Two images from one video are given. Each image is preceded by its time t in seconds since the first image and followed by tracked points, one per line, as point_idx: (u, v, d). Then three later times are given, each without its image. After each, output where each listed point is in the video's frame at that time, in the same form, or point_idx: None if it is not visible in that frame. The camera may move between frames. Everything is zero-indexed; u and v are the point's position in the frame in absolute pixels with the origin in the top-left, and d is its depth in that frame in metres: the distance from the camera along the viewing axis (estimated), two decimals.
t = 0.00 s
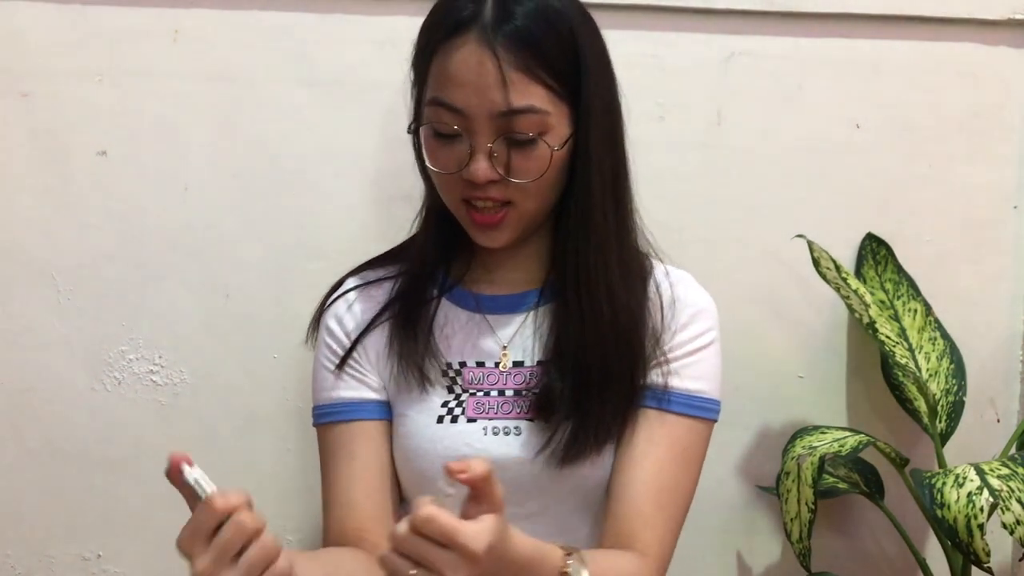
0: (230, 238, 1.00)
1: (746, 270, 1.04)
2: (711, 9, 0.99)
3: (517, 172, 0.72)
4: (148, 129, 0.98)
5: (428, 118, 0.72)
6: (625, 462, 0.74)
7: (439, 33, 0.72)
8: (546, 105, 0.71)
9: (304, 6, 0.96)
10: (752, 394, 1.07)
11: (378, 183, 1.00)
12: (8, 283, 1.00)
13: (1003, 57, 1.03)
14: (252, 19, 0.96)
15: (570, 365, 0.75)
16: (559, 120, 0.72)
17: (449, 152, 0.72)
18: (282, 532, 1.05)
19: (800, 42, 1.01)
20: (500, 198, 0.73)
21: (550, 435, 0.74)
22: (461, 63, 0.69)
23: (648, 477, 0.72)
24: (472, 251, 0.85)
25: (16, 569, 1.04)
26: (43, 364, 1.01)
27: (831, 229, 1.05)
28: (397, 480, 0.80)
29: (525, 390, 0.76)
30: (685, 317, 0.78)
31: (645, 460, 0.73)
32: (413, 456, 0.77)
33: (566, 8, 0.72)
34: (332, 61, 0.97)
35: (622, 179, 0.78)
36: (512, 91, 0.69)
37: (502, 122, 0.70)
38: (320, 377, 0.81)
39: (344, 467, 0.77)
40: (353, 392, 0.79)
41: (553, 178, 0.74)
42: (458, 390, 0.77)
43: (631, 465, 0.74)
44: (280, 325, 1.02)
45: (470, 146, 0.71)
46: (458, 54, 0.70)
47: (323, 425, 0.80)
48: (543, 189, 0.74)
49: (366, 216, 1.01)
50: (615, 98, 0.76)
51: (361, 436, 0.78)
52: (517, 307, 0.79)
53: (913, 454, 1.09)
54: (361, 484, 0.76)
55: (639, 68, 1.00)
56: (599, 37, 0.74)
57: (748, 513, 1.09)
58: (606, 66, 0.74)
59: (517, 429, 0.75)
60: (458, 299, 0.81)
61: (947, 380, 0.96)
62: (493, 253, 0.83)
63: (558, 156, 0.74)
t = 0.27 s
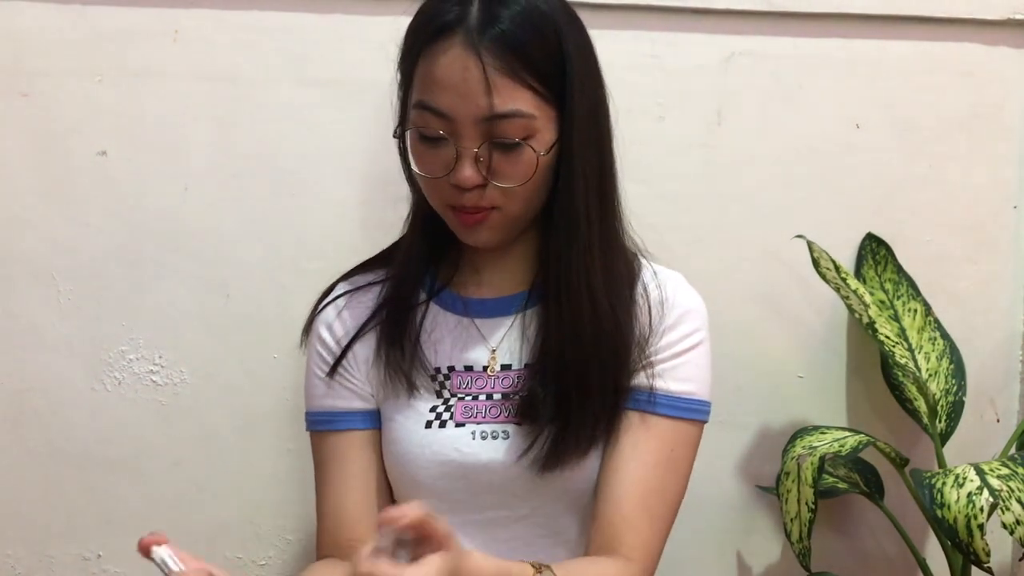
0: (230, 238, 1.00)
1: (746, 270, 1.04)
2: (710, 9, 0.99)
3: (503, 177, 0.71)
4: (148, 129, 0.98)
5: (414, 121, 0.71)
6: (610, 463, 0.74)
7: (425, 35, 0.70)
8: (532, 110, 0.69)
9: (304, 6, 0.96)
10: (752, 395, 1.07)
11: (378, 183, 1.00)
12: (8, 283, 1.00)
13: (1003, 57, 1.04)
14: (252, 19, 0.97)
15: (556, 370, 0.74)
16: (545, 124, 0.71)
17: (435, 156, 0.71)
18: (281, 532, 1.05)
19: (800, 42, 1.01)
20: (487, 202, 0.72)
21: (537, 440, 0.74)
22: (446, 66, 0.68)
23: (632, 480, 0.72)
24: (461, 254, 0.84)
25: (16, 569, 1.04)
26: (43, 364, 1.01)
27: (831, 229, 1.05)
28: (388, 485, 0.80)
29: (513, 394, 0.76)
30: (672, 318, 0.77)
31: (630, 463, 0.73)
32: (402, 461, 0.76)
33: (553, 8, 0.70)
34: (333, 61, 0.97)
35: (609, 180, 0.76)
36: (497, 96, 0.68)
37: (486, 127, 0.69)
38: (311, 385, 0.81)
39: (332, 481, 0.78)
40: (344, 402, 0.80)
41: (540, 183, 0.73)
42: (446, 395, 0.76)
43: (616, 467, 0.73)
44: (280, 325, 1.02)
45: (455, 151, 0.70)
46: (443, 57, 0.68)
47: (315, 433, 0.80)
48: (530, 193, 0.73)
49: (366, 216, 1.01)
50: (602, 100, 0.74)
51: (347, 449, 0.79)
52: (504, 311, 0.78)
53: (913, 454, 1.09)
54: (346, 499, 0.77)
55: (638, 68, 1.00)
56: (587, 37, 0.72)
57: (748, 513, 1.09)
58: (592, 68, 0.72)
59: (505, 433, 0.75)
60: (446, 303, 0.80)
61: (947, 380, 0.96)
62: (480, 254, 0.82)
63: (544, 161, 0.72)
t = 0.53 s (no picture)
0: (230, 238, 1.00)
1: (746, 270, 1.04)
2: (710, 9, 0.99)
3: (492, 176, 0.70)
4: (148, 129, 0.98)
5: (403, 122, 0.71)
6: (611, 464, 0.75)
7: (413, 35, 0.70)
8: (519, 109, 0.69)
9: (304, 6, 0.96)
10: (751, 395, 1.07)
11: (379, 183, 1.01)
12: (8, 283, 1.00)
13: (1003, 57, 1.04)
14: (252, 19, 0.97)
15: (551, 374, 0.74)
16: (534, 123, 0.71)
17: (424, 157, 0.71)
18: (281, 532, 1.05)
19: (799, 42, 1.01)
20: (476, 202, 0.72)
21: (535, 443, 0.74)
22: (434, 66, 0.68)
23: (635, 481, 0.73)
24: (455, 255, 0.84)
25: (16, 569, 1.04)
26: (43, 364, 1.01)
27: (830, 229, 1.05)
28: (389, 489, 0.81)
29: (512, 398, 0.76)
30: (670, 320, 0.77)
31: (631, 468, 0.73)
32: (402, 466, 0.77)
33: (541, 8, 0.70)
34: (332, 62, 0.98)
35: (602, 180, 0.76)
36: (484, 95, 0.68)
37: (475, 127, 0.68)
38: (310, 391, 0.82)
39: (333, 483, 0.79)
40: (343, 406, 0.80)
41: (530, 182, 0.73)
42: (445, 399, 0.76)
43: (618, 469, 0.74)
44: (280, 325, 1.02)
45: (444, 151, 0.70)
46: (430, 57, 0.68)
47: (315, 437, 0.81)
48: (520, 193, 0.73)
49: (366, 216, 1.01)
50: (592, 99, 0.73)
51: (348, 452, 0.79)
52: (502, 314, 0.78)
53: (913, 454, 1.10)
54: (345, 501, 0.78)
55: (638, 68, 1.00)
56: (576, 36, 0.72)
57: (748, 513, 1.09)
58: (582, 67, 0.72)
59: (505, 437, 0.75)
60: (443, 306, 0.80)
61: (947, 380, 0.96)
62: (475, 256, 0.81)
63: (533, 160, 0.72)
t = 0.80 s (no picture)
0: (230, 238, 1.00)
1: (745, 270, 1.05)
2: (709, 9, 0.99)
3: (477, 177, 0.70)
4: (148, 128, 0.98)
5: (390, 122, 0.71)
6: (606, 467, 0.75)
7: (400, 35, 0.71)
8: (503, 108, 0.69)
9: (304, 6, 0.96)
10: (751, 395, 1.07)
11: (379, 183, 1.01)
12: (8, 282, 1.00)
13: (1003, 57, 1.04)
14: (252, 19, 0.97)
15: (542, 376, 0.74)
16: (519, 123, 0.70)
17: (409, 157, 0.71)
18: (281, 532, 1.05)
19: (799, 42, 1.01)
20: (462, 203, 0.72)
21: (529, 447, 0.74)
22: (418, 66, 0.68)
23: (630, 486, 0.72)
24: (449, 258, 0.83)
25: (16, 569, 1.04)
26: (43, 364, 1.01)
27: (830, 229, 1.05)
28: (386, 492, 0.81)
29: (507, 401, 0.76)
30: (665, 320, 0.77)
31: (624, 469, 0.73)
32: (398, 470, 0.77)
33: (529, 8, 0.70)
34: (333, 62, 0.98)
35: (594, 182, 0.75)
36: (468, 95, 0.67)
37: (459, 126, 0.68)
38: (307, 395, 0.82)
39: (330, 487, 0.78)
40: (338, 411, 0.80)
41: (516, 183, 0.72)
42: (441, 402, 0.77)
43: (611, 471, 0.74)
44: (280, 325, 1.02)
45: (429, 151, 0.70)
46: (415, 57, 0.68)
47: (312, 442, 0.81)
48: (507, 194, 0.72)
49: (366, 216, 1.01)
50: (582, 99, 0.73)
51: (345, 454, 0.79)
52: (496, 317, 0.78)
53: (913, 454, 1.10)
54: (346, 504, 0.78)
55: (637, 68, 1.00)
56: (563, 36, 0.71)
57: (748, 513, 1.09)
58: (570, 68, 0.71)
59: (500, 441, 0.75)
60: (438, 309, 0.80)
61: (947, 380, 0.96)
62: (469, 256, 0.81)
63: (518, 160, 0.71)
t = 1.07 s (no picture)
0: (230, 239, 1.00)
1: (745, 270, 1.05)
2: (709, 9, 0.99)
3: (483, 189, 0.69)
4: (148, 129, 0.98)
5: (393, 130, 0.70)
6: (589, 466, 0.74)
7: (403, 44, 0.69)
8: (511, 119, 0.68)
9: (304, 6, 0.96)
10: (751, 395, 1.07)
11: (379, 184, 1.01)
12: (8, 283, 1.00)
13: (1003, 56, 1.04)
14: (252, 19, 0.97)
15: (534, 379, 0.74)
16: (526, 136, 0.69)
17: (414, 168, 0.70)
18: (282, 532, 1.05)
19: (799, 42, 1.01)
20: (466, 213, 0.71)
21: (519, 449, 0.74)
22: (428, 77, 0.66)
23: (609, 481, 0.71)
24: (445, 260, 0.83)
25: (16, 569, 1.04)
26: (44, 363, 1.01)
27: (830, 229, 1.05)
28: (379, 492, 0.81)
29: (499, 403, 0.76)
30: (657, 320, 0.76)
31: (608, 466, 0.72)
32: (391, 471, 0.77)
33: (539, 18, 0.68)
34: (333, 62, 0.98)
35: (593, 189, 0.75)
36: (477, 108, 0.66)
37: (467, 139, 0.67)
38: (299, 391, 0.82)
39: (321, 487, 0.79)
40: (330, 409, 0.80)
41: (520, 191, 0.72)
42: (433, 403, 0.77)
43: (596, 470, 0.72)
44: (281, 325, 1.02)
45: (435, 162, 0.69)
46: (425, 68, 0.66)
47: (303, 438, 0.81)
48: (510, 204, 0.72)
49: (366, 217, 1.01)
50: (584, 109, 0.72)
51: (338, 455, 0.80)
52: (490, 318, 0.78)
53: (913, 454, 1.10)
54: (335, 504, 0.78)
55: (637, 68, 1.00)
56: (568, 42, 0.70)
57: (748, 513, 1.09)
58: (574, 75, 0.70)
59: (491, 442, 0.75)
60: (431, 309, 0.80)
61: (947, 380, 0.96)
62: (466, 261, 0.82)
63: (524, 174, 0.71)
